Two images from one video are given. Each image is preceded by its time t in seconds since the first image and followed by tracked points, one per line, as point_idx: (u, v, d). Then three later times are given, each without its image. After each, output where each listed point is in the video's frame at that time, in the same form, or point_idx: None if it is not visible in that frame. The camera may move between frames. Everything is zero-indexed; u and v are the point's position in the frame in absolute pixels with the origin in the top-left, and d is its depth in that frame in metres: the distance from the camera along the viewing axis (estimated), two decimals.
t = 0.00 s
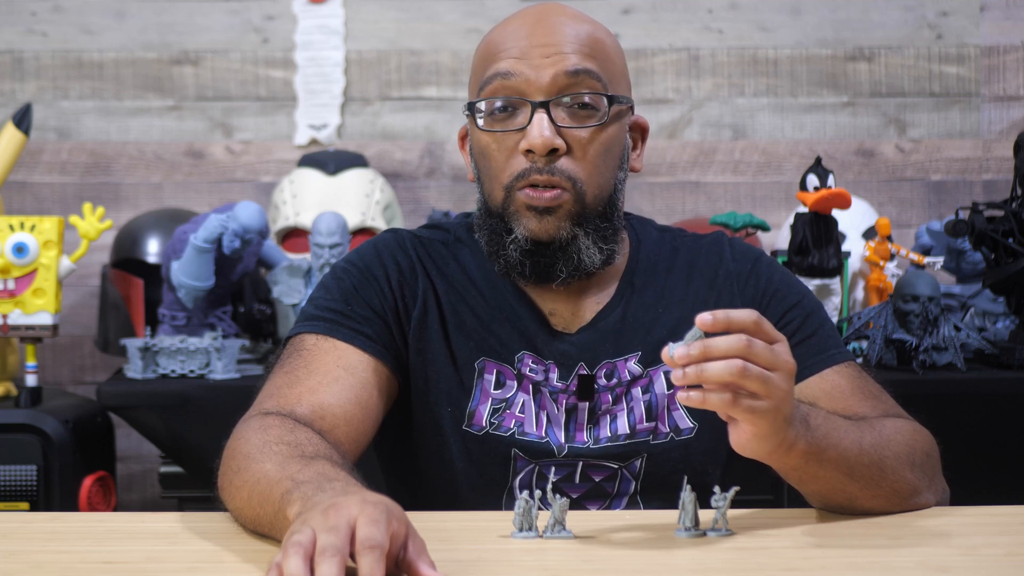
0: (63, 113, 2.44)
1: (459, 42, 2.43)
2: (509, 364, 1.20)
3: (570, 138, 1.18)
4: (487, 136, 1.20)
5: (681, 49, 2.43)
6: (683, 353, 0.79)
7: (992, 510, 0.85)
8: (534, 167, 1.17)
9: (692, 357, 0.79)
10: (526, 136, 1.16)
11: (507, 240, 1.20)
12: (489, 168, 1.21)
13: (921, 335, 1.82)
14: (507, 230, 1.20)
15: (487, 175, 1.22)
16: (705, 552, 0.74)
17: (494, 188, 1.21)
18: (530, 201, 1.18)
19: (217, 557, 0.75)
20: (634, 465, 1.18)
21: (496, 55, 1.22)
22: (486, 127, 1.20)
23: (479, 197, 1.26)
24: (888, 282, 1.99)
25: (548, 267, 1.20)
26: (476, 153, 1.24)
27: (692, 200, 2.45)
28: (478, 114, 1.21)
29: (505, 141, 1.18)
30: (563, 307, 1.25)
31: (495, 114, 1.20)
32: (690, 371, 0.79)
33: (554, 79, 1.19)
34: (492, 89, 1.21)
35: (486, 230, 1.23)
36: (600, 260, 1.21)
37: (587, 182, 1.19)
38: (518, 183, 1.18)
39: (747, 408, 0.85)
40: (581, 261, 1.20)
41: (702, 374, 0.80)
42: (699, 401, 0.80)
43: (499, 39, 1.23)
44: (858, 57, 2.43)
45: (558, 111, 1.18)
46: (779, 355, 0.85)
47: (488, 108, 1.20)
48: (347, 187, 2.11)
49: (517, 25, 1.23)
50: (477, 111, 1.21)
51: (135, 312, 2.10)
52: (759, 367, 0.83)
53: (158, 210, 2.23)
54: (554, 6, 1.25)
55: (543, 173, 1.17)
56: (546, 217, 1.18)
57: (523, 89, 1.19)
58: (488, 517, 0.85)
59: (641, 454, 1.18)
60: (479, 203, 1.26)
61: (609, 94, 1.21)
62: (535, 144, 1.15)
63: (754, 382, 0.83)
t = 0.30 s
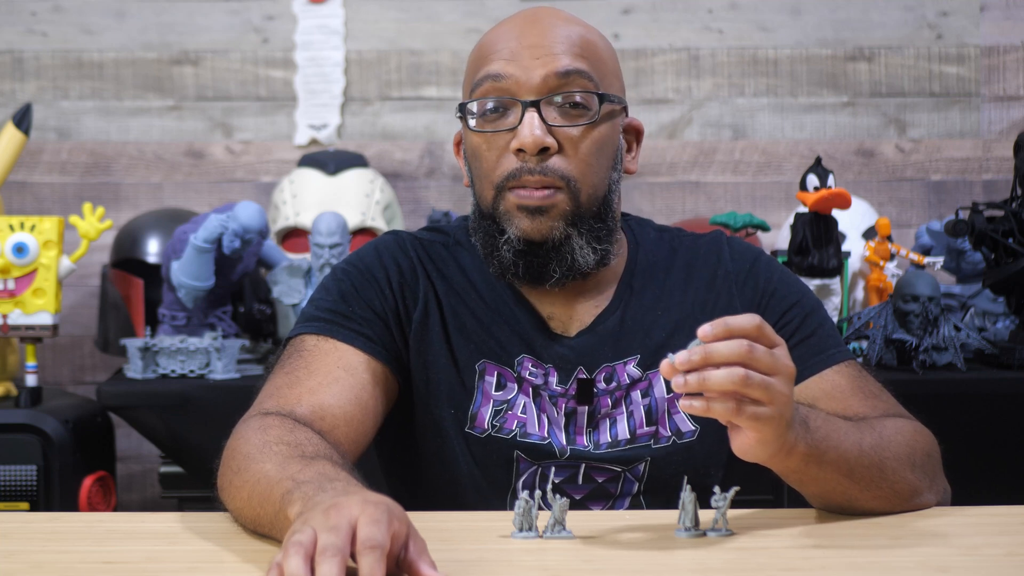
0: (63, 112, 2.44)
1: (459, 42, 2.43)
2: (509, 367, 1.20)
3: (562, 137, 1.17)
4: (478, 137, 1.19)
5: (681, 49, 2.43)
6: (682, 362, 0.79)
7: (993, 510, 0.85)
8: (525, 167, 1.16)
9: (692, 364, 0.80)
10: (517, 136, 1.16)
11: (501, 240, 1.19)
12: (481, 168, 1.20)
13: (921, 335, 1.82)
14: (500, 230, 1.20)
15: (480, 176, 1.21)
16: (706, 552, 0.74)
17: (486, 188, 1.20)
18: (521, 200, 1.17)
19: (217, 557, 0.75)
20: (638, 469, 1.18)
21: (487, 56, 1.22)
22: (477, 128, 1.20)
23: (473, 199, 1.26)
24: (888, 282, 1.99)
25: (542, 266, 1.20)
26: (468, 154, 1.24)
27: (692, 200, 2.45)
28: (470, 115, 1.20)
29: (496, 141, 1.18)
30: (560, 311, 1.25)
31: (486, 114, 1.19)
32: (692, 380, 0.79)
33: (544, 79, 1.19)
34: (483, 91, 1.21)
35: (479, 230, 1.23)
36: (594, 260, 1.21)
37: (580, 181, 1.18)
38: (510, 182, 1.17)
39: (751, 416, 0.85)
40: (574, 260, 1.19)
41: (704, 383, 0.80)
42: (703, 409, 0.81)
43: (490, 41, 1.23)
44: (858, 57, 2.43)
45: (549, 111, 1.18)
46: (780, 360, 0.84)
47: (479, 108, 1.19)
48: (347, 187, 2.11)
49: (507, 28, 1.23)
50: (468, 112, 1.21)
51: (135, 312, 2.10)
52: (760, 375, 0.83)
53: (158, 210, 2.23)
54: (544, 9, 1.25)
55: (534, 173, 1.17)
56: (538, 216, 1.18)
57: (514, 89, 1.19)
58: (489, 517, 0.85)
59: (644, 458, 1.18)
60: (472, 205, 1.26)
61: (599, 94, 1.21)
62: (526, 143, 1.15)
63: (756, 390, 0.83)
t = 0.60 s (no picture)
0: (63, 112, 2.44)
1: (459, 42, 2.43)
2: (507, 366, 1.20)
3: (561, 135, 1.18)
4: (477, 136, 1.20)
5: (681, 49, 2.43)
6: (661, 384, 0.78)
7: (993, 510, 0.85)
8: (525, 165, 1.17)
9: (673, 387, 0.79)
10: (516, 135, 1.16)
11: (501, 238, 1.20)
12: (481, 167, 1.21)
13: (921, 335, 1.82)
14: (500, 229, 1.20)
15: (479, 174, 1.22)
16: (706, 552, 0.74)
17: (486, 187, 1.21)
18: (522, 199, 1.18)
19: (217, 557, 0.75)
20: (634, 468, 1.18)
21: (485, 56, 1.22)
22: (476, 127, 1.20)
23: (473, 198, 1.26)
24: (888, 282, 1.99)
25: (542, 266, 1.20)
26: (467, 153, 1.24)
27: (692, 200, 2.45)
28: (468, 114, 1.21)
29: (495, 140, 1.18)
30: (559, 310, 1.25)
31: (484, 113, 1.19)
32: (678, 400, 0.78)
33: (542, 78, 1.19)
34: (481, 91, 1.21)
35: (479, 229, 1.23)
36: (594, 258, 1.21)
37: (579, 179, 1.19)
38: (509, 181, 1.18)
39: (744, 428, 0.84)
40: (575, 259, 1.19)
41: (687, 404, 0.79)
42: (694, 427, 0.80)
43: (488, 40, 1.23)
44: (858, 57, 2.43)
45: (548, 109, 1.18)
46: (763, 369, 0.83)
47: (478, 107, 1.19)
48: (347, 187, 2.11)
49: (505, 27, 1.23)
50: (467, 111, 1.21)
51: (135, 312, 2.10)
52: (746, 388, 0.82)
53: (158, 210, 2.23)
54: (542, 8, 1.26)
55: (534, 171, 1.17)
56: (538, 214, 1.18)
57: (512, 87, 1.19)
58: (489, 517, 0.85)
59: (640, 457, 1.18)
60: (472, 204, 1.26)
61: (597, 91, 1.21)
62: (525, 142, 1.15)
63: (746, 403, 0.82)
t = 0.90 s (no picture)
0: (63, 113, 2.44)
1: (459, 42, 2.43)
2: (506, 365, 1.20)
3: (581, 128, 1.18)
4: (496, 125, 1.20)
5: (681, 49, 2.43)
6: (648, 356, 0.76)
7: (992, 510, 0.85)
8: (544, 155, 1.17)
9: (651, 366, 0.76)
10: (537, 125, 1.17)
11: (513, 229, 1.20)
12: (497, 158, 1.21)
13: (921, 335, 1.82)
14: (512, 220, 1.20)
15: (494, 165, 1.22)
16: (705, 552, 0.74)
17: (501, 178, 1.21)
18: (537, 190, 1.18)
19: (217, 557, 0.75)
20: (632, 466, 1.18)
21: (506, 47, 1.23)
22: (495, 116, 1.20)
23: (484, 190, 1.26)
24: (888, 282, 1.99)
25: (553, 258, 1.20)
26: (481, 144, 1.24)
27: (692, 200, 2.45)
28: (488, 103, 1.21)
29: (515, 131, 1.18)
30: (561, 308, 1.25)
31: (504, 104, 1.20)
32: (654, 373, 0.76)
33: (565, 71, 1.19)
34: (501, 80, 1.21)
35: (489, 221, 1.23)
36: (604, 254, 1.21)
37: (597, 174, 1.19)
38: (527, 172, 1.18)
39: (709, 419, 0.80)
40: (587, 253, 1.19)
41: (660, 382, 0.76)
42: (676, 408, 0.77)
43: (509, 32, 1.23)
44: (858, 57, 2.43)
45: (570, 103, 1.19)
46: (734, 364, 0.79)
47: (499, 98, 1.20)
48: (347, 187, 2.11)
49: (526, 20, 1.23)
50: (486, 101, 1.21)
51: (135, 312, 2.10)
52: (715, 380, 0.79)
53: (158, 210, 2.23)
54: (564, 4, 1.26)
55: (553, 162, 1.18)
56: (554, 207, 1.18)
57: (534, 79, 1.20)
58: (488, 517, 0.84)
59: (638, 455, 1.18)
60: (483, 197, 1.26)
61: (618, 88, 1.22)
62: (547, 133, 1.16)
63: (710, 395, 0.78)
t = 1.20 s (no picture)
0: (63, 112, 2.44)
1: (459, 42, 2.43)
2: (506, 365, 1.20)
3: (606, 138, 1.17)
4: (518, 125, 1.19)
5: (681, 49, 2.43)
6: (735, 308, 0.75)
7: (993, 511, 0.85)
8: (566, 161, 1.16)
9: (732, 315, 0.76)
10: (562, 130, 1.16)
11: (524, 232, 1.20)
12: (516, 157, 1.20)
13: (921, 335, 1.82)
14: (524, 222, 1.20)
15: (513, 165, 1.21)
16: (705, 552, 0.74)
17: (518, 178, 1.20)
18: (554, 196, 1.18)
19: (217, 557, 0.75)
20: (631, 466, 1.18)
21: (534, 49, 1.22)
22: (518, 115, 1.19)
23: (496, 187, 1.26)
24: (888, 282, 1.99)
25: (561, 263, 1.21)
26: (500, 141, 1.23)
27: (692, 200, 2.45)
28: (512, 100, 1.19)
29: (539, 134, 1.18)
30: (561, 308, 1.25)
31: (529, 103, 1.18)
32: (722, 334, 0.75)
33: (594, 80, 1.18)
34: (528, 82, 1.20)
35: (500, 221, 1.23)
36: (612, 263, 1.21)
37: (615, 185, 1.18)
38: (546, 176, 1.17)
39: (753, 404, 0.80)
40: (595, 262, 1.20)
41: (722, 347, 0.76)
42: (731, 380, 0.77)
43: (538, 34, 1.23)
44: (858, 57, 2.43)
45: (596, 112, 1.18)
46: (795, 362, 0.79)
47: (525, 97, 1.18)
48: (347, 187, 2.11)
49: (556, 25, 1.22)
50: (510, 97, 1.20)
51: (135, 312, 2.10)
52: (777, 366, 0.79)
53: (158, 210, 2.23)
54: (594, 11, 1.25)
55: (574, 169, 1.16)
56: (569, 214, 1.18)
57: (562, 83, 1.19)
58: (487, 517, 0.84)
59: (637, 455, 1.18)
60: (494, 194, 1.26)
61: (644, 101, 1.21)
62: (572, 139, 1.15)
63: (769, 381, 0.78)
